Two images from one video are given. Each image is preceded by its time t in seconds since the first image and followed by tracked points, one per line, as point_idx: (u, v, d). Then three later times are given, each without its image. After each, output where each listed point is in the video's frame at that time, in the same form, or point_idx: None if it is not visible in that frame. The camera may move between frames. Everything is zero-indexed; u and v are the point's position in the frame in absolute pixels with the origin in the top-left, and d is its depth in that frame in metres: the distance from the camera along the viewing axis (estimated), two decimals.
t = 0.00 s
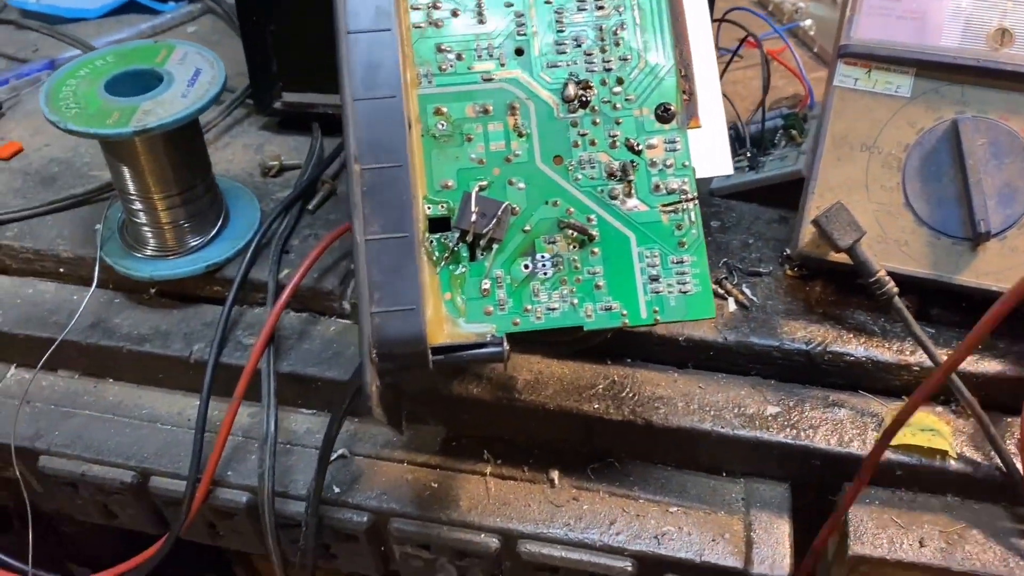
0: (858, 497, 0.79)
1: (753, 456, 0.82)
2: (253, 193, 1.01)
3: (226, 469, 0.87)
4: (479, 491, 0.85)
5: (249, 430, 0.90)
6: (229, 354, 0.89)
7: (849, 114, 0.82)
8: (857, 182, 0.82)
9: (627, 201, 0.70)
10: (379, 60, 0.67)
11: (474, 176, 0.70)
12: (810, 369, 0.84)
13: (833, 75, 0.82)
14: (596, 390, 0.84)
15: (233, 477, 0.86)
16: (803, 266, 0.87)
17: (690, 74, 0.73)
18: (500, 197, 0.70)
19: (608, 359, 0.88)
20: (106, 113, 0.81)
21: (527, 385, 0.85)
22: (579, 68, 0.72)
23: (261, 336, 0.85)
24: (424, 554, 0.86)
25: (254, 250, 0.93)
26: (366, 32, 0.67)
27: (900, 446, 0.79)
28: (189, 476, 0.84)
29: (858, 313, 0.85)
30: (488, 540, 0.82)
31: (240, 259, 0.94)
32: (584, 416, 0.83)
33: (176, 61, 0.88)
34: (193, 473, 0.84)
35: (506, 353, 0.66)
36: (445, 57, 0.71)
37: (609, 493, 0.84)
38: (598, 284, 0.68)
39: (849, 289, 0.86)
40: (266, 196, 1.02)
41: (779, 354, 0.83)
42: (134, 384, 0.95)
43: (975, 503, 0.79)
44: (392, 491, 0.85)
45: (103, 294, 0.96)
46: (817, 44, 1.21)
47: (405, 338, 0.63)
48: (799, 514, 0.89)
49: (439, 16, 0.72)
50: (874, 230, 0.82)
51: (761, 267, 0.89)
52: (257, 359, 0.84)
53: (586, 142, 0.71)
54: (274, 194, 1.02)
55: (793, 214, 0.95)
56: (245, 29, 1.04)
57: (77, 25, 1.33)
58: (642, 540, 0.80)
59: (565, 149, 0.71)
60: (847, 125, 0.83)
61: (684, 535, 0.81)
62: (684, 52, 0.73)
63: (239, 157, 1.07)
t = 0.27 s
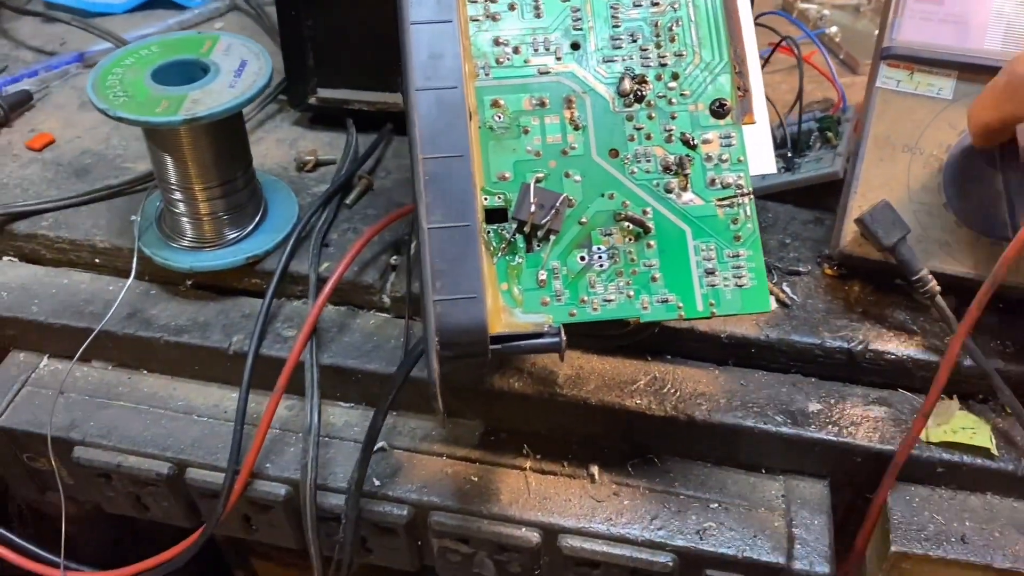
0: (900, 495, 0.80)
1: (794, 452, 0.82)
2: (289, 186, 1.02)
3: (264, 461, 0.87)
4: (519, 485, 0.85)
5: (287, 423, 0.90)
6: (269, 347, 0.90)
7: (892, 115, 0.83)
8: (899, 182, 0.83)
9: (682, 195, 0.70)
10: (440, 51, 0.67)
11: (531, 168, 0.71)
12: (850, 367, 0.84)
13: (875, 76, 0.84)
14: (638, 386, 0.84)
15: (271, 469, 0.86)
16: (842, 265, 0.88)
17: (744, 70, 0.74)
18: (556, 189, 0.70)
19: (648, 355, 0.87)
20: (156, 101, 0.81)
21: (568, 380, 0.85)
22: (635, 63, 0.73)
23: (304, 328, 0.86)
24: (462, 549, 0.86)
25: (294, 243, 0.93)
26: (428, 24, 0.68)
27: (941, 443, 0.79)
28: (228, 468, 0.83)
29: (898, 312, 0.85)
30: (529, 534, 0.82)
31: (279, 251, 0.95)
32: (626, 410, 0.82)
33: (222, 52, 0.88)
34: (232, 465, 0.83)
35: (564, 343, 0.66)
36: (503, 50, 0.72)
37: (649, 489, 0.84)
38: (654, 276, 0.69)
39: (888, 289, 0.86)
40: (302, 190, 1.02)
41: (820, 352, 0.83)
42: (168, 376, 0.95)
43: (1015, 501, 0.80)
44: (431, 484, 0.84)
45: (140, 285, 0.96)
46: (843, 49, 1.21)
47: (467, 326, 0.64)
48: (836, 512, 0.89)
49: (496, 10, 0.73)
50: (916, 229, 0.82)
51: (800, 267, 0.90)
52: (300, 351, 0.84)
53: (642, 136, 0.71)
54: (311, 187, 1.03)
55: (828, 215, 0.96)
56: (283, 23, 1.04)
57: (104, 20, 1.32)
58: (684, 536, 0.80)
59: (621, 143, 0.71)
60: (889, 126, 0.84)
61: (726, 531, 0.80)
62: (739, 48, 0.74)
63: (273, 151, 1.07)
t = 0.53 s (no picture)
0: (908, 519, 0.78)
1: (801, 475, 0.81)
2: (284, 201, 1.00)
3: (257, 482, 0.84)
4: (519, 508, 0.82)
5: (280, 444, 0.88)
6: (263, 365, 0.88)
7: (898, 133, 0.83)
8: (906, 200, 0.82)
9: (691, 212, 0.69)
10: (446, 64, 0.66)
11: (537, 183, 0.69)
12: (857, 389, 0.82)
13: (881, 93, 0.83)
14: (642, 406, 0.82)
15: (264, 490, 0.83)
16: (847, 284, 0.86)
17: (755, 85, 0.72)
18: (564, 205, 0.69)
19: (651, 375, 0.85)
20: (150, 113, 0.79)
21: (570, 400, 0.83)
22: (643, 78, 0.71)
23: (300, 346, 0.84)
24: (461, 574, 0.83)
25: (289, 259, 0.91)
26: (433, 36, 0.66)
27: (951, 467, 0.78)
28: (220, 489, 0.80)
29: (905, 332, 0.83)
30: (530, 559, 0.80)
31: (275, 267, 0.93)
32: (631, 431, 0.80)
33: (218, 63, 0.86)
34: (225, 487, 0.80)
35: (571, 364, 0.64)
36: (509, 64, 0.71)
37: (653, 512, 0.82)
38: (663, 295, 0.67)
39: (893, 309, 0.85)
40: (298, 204, 1.00)
41: (828, 373, 0.81)
42: (158, 394, 0.92)
43: None
44: (430, 507, 0.82)
45: (131, 301, 0.94)
46: (843, 66, 1.21)
47: (472, 346, 0.62)
48: (842, 535, 0.88)
49: (502, 22, 0.71)
50: (922, 248, 0.81)
51: (805, 285, 0.88)
52: (296, 369, 0.82)
53: (651, 152, 0.70)
54: (307, 202, 1.01)
55: (832, 232, 0.95)
56: (279, 34, 1.01)
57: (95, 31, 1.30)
58: (690, 560, 0.78)
59: (629, 159, 0.70)
60: (895, 145, 0.83)
61: (732, 556, 0.78)
62: (749, 63, 0.72)
63: (268, 165, 1.05)
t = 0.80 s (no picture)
0: (908, 558, 0.77)
1: (800, 514, 0.79)
2: (274, 233, 0.98)
3: (246, 523, 0.82)
4: (515, 549, 0.81)
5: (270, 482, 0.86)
6: (252, 403, 0.86)
7: (893, 168, 0.82)
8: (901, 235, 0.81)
9: (690, 251, 0.68)
10: (442, 102, 0.65)
11: (534, 221, 0.68)
12: (856, 426, 0.81)
13: (876, 128, 0.83)
14: (639, 445, 0.80)
15: (254, 532, 0.81)
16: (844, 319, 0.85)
17: (752, 122, 0.71)
18: (561, 244, 0.68)
19: (647, 411, 0.84)
20: (138, 148, 0.77)
21: (566, 438, 0.81)
22: (640, 115, 0.71)
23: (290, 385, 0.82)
24: None
25: (279, 294, 0.89)
26: (429, 73, 0.66)
27: (951, 505, 0.77)
28: (209, 531, 0.79)
29: (902, 368, 0.82)
30: None
31: (263, 302, 0.91)
32: (629, 471, 0.79)
33: (207, 96, 0.85)
34: (213, 528, 0.79)
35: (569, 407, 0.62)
36: (505, 101, 0.70)
37: (651, 553, 0.81)
38: (662, 335, 0.66)
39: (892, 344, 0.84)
40: (288, 237, 0.99)
41: (826, 410, 0.80)
42: (143, 432, 0.91)
43: None
44: (424, 549, 0.80)
45: (117, 336, 0.92)
46: (834, 95, 1.20)
47: (469, 391, 0.60)
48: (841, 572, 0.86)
49: (498, 59, 0.71)
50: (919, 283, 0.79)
51: (801, 320, 0.87)
52: (286, 409, 0.81)
53: (648, 190, 0.69)
54: (297, 234, 0.99)
55: (826, 266, 0.94)
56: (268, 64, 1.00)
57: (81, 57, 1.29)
58: None
59: (627, 197, 0.69)
60: (891, 179, 0.82)
61: None
62: (747, 99, 0.71)
63: (258, 196, 1.04)
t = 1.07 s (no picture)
0: None
1: (773, 552, 0.80)
2: (252, 269, 0.99)
3: (221, 563, 0.82)
4: None
5: (246, 522, 0.86)
6: (228, 442, 0.86)
7: (862, 208, 0.84)
8: (872, 275, 0.84)
9: (662, 295, 0.69)
10: (417, 150, 0.66)
11: (508, 266, 0.69)
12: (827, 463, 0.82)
13: (846, 170, 0.84)
14: (614, 483, 0.81)
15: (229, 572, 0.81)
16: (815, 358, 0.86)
17: (722, 168, 0.72)
18: (534, 288, 0.69)
19: (622, 449, 0.84)
20: (115, 190, 0.78)
21: (541, 478, 0.81)
22: (612, 161, 0.72)
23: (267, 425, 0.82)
24: None
25: (256, 331, 0.90)
26: (404, 121, 0.67)
27: (920, 543, 0.78)
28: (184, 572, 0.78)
29: (872, 406, 0.84)
30: None
31: (241, 339, 0.92)
32: (604, 510, 0.79)
33: (185, 136, 0.86)
34: (188, 569, 0.78)
35: (544, 452, 0.64)
36: (479, 146, 0.71)
37: None
38: (635, 380, 0.67)
39: (862, 382, 0.85)
40: (265, 273, 0.99)
41: (798, 448, 0.81)
42: (119, 471, 0.90)
43: None
44: None
45: (92, 374, 0.92)
46: (807, 130, 1.21)
47: (443, 436, 0.61)
48: None
49: (473, 105, 0.72)
50: (888, 324, 0.81)
51: (773, 357, 0.88)
52: (263, 449, 0.81)
53: (620, 235, 0.71)
54: (274, 271, 1.00)
55: (798, 302, 0.95)
56: (246, 101, 1.00)
57: (59, 89, 1.29)
58: None
59: (599, 241, 0.70)
60: (860, 220, 0.84)
61: None
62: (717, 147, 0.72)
63: (236, 232, 1.05)
